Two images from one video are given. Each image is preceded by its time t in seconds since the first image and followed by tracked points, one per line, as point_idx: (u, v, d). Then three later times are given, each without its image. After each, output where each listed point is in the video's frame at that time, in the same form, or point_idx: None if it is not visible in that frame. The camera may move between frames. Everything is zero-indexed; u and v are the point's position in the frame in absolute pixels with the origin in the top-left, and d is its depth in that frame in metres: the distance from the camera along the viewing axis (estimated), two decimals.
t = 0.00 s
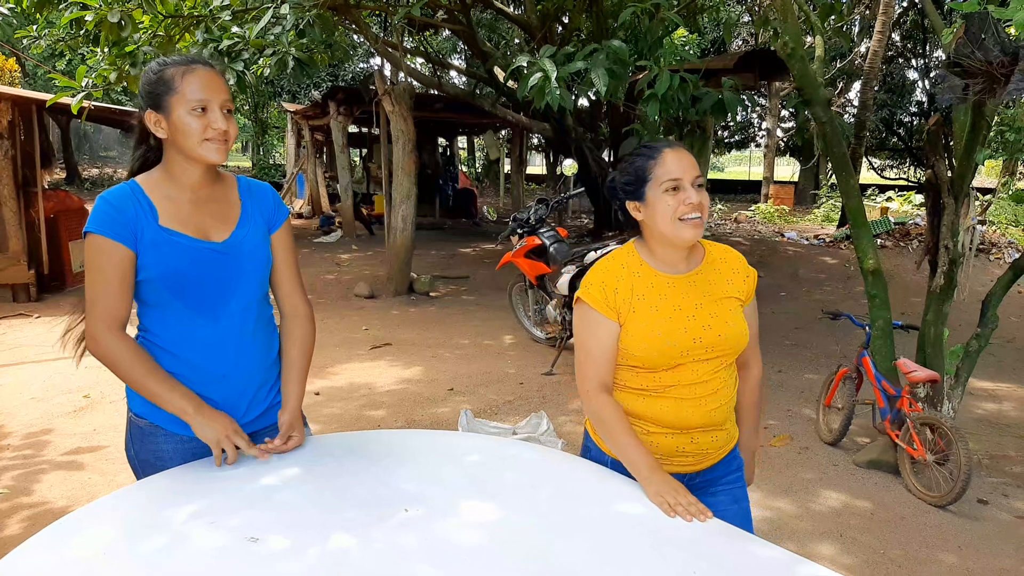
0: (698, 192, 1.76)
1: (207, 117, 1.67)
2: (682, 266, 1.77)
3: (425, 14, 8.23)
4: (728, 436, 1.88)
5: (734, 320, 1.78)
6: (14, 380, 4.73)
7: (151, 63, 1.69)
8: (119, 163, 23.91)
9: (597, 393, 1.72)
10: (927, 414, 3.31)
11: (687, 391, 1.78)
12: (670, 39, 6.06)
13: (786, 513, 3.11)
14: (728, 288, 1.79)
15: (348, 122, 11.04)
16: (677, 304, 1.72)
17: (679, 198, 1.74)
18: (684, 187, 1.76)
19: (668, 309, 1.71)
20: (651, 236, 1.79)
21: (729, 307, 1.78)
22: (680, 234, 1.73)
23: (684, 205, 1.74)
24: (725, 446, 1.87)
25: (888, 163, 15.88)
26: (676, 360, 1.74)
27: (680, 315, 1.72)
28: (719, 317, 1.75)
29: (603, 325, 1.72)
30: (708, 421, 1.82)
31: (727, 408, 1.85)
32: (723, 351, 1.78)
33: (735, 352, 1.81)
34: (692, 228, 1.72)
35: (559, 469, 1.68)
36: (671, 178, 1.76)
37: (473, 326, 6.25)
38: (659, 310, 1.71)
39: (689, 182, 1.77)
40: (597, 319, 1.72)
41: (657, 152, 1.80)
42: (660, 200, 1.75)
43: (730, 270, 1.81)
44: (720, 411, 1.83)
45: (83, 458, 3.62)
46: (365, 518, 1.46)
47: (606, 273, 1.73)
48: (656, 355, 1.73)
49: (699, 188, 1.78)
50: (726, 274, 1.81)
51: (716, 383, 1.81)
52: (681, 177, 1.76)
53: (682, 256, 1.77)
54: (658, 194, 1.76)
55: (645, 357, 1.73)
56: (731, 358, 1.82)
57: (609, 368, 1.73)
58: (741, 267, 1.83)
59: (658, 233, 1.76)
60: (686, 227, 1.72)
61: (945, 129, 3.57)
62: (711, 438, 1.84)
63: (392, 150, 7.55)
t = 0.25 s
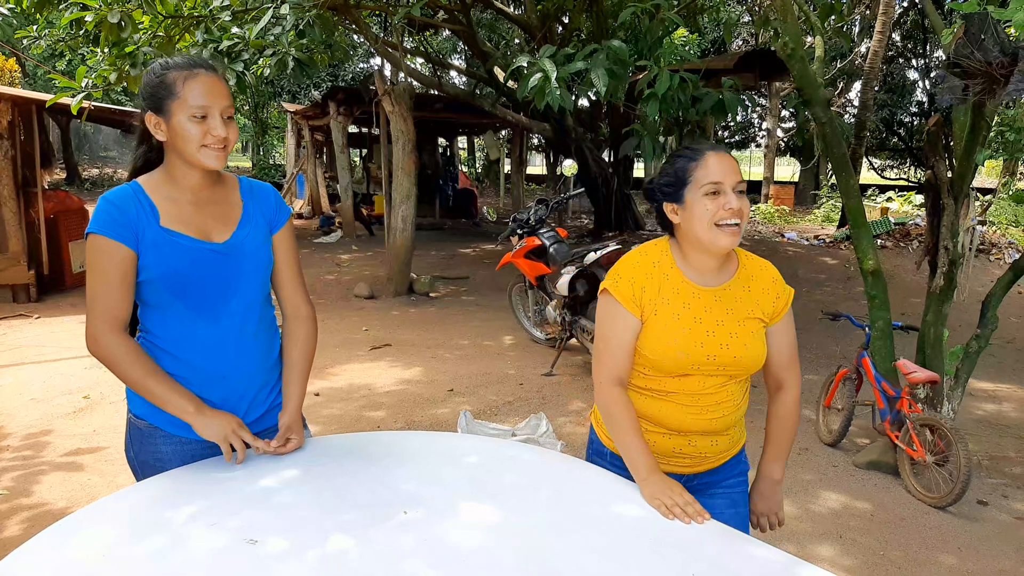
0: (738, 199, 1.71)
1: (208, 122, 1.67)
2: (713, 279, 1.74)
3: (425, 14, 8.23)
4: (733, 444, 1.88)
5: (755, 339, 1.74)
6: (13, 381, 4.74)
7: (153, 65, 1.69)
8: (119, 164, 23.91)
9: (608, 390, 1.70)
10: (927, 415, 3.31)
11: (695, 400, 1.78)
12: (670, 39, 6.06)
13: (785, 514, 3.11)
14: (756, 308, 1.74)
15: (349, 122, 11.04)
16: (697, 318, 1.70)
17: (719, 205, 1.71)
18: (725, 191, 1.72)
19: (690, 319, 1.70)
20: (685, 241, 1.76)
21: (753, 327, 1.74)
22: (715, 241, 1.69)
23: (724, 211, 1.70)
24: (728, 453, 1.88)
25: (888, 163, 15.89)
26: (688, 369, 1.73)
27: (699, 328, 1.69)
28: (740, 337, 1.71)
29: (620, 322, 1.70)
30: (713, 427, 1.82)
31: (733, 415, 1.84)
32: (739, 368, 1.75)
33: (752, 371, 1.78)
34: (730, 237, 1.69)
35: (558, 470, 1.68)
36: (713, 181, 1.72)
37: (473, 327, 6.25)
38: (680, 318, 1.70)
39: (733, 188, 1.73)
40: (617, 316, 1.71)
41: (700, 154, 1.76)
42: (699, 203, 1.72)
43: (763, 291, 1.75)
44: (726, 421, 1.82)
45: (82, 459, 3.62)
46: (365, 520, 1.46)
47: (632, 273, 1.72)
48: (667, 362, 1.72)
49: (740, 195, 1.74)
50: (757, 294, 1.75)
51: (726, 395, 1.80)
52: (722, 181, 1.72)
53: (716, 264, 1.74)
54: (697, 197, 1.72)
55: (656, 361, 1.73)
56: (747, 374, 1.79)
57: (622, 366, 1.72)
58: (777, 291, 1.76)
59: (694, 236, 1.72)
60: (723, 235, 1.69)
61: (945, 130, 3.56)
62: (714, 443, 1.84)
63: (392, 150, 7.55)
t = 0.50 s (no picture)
0: (758, 200, 1.71)
1: (207, 122, 1.67)
2: (735, 281, 1.72)
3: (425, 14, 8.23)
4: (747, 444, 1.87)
5: (774, 342, 1.72)
6: (12, 380, 4.74)
7: (155, 65, 1.69)
8: (119, 163, 23.91)
9: (615, 373, 1.67)
10: (926, 415, 3.31)
11: (709, 398, 1.78)
12: (670, 39, 6.05)
13: (785, 514, 3.11)
14: (776, 309, 1.71)
15: (348, 122, 11.04)
16: (713, 318, 1.69)
17: (739, 204, 1.70)
18: (746, 192, 1.71)
19: (707, 317, 1.69)
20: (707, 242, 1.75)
21: (772, 329, 1.71)
22: (733, 240, 1.68)
23: (742, 211, 1.69)
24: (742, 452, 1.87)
25: (888, 163, 15.89)
26: (701, 368, 1.73)
27: (714, 328, 1.69)
28: (757, 339, 1.69)
29: (637, 315, 1.68)
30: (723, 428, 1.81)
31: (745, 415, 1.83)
32: (754, 369, 1.74)
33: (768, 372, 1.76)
34: (748, 237, 1.68)
35: (558, 471, 1.68)
36: (732, 181, 1.72)
37: (473, 326, 6.25)
38: (699, 314, 1.69)
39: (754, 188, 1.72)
40: (634, 306, 1.69)
41: (721, 154, 1.76)
42: (718, 203, 1.71)
43: (787, 293, 1.73)
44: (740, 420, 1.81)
45: (82, 459, 3.62)
46: (364, 521, 1.46)
47: (652, 265, 1.71)
48: (681, 358, 1.73)
49: (762, 195, 1.73)
50: (779, 296, 1.72)
51: (740, 395, 1.79)
52: (742, 181, 1.72)
53: (737, 265, 1.72)
54: (717, 198, 1.72)
55: (669, 357, 1.74)
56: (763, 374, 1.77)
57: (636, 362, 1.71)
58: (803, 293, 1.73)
59: (714, 236, 1.72)
60: (740, 235, 1.68)
61: (945, 130, 3.55)
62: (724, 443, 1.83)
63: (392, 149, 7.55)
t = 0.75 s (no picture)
0: (745, 190, 1.74)
1: (209, 123, 1.67)
2: (729, 274, 1.77)
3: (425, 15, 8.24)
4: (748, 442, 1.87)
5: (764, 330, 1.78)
6: (13, 380, 4.74)
7: (157, 65, 1.69)
8: (119, 163, 23.94)
9: (662, 375, 1.67)
10: (926, 415, 3.31)
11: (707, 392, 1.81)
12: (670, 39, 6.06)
13: (785, 514, 3.11)
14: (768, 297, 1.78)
15: (349, 122, 11.04)
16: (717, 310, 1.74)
17: (726, 195, 1.73)
18: (733, 183, 1.74)
19: (706, 310, 1.74)
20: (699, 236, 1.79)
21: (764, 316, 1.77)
22: (721, 231, 1.72)
23: (729, 202, 1.73)
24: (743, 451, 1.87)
25: (888, 163, 15.89)
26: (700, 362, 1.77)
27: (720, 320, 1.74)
28: (751, 325, 1.76)
29: (646, 307, 1.71)
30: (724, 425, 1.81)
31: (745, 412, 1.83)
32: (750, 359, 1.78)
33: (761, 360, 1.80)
34: (736, 227, 1.71)
35: (558, 471, 1.68)
36: (720, 173, 1.76)
37: (473, 327, 6.25)
38: (708, 304, 1.74)
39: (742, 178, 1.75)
40: (649, 304, 1.70)
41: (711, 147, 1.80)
42: (706, 194, 1.75)
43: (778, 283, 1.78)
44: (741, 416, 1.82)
45: (82, 458, 3.62)
46: (364, 520, 1.46)
47: (654, 262, 1.75)
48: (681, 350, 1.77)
49: (750, 186, 1.76)
50: (772, 286, 1.79)
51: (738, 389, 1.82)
52: (731, 173, 1.75)
53: (728, 257, 1.76)
54: (705, 190, 1.76)
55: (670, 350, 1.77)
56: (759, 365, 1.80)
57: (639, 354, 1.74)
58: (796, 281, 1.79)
59: (704, 229, 1.76)
60: (728, 226, 1.71)
61: (944, 130, 3.55)
62: (727, 442, 1.83)
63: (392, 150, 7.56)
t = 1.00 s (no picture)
0: (722, 185, 1.81)
1: (208, 121, 1.66)
2: (712, 261, 1.86)
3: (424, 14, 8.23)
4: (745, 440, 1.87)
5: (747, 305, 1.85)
6: (12, 380, 4.73)
7: (157, 63, 1.69)
8: (118, 163, 23.93)
9: (689, 343, 1.70)
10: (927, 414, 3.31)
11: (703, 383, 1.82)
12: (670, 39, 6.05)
13: (786, 514, 3.10)
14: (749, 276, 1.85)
15: (348, 122, 11.04)
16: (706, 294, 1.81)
17: (704, 190, 1.80)
18: (710, 178, 1.81)
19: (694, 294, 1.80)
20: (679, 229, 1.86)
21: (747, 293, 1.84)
22: (701, 226, 1.79)
23: (707, 197, 1.80)
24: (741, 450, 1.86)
25: (887, 163, 15.89)
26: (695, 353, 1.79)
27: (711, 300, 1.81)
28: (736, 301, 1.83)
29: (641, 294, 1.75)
30: (723, 423, 1.82)
31: (741, 408, 1.84)
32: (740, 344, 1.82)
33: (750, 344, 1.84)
34: (715, 221, 1.78)
35: (559, 470, 1.67)
36: (697, 168, 1.82)
37: (473, 326, 6.24)
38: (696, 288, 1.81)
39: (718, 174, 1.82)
40: (645, 288, 1.74)
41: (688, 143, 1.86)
42: (685, 190, 1.82)
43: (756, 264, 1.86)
44: (739, 412, 1.83)
45: (82, 458, 3.62)
46: (365, 519, 1.46)
47: (641, 250, 1.81)
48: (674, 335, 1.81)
49: (727, 181, 1.83)
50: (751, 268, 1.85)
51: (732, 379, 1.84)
52: (708, 168, 1.82)
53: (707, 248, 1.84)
54: (684, 185, 1.83)
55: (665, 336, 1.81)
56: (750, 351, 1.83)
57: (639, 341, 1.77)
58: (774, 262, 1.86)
59: (683, 223, 1.83)
60: (707, 220, 1.79)
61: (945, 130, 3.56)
62: (726, 441, 1.83)
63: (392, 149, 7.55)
